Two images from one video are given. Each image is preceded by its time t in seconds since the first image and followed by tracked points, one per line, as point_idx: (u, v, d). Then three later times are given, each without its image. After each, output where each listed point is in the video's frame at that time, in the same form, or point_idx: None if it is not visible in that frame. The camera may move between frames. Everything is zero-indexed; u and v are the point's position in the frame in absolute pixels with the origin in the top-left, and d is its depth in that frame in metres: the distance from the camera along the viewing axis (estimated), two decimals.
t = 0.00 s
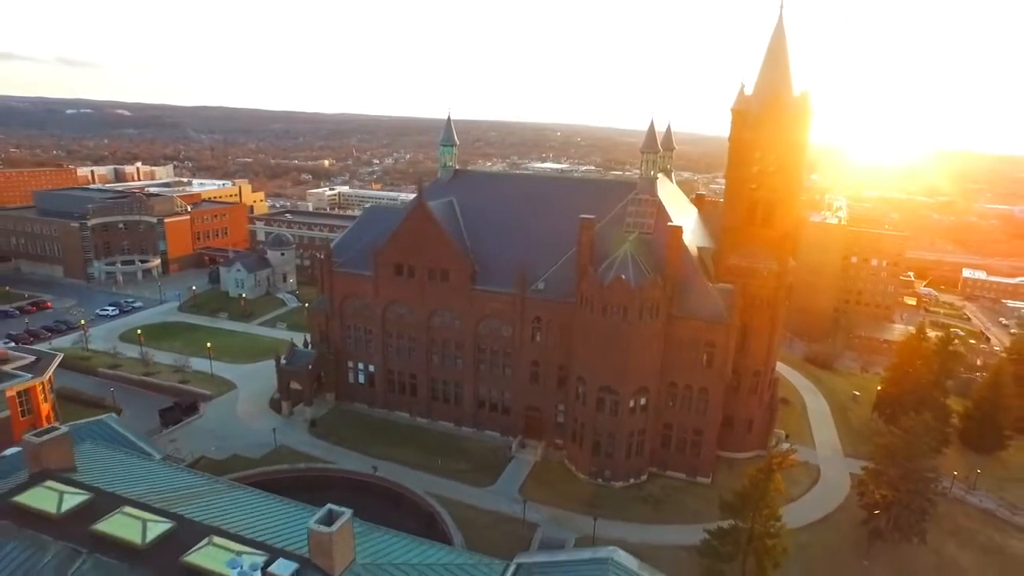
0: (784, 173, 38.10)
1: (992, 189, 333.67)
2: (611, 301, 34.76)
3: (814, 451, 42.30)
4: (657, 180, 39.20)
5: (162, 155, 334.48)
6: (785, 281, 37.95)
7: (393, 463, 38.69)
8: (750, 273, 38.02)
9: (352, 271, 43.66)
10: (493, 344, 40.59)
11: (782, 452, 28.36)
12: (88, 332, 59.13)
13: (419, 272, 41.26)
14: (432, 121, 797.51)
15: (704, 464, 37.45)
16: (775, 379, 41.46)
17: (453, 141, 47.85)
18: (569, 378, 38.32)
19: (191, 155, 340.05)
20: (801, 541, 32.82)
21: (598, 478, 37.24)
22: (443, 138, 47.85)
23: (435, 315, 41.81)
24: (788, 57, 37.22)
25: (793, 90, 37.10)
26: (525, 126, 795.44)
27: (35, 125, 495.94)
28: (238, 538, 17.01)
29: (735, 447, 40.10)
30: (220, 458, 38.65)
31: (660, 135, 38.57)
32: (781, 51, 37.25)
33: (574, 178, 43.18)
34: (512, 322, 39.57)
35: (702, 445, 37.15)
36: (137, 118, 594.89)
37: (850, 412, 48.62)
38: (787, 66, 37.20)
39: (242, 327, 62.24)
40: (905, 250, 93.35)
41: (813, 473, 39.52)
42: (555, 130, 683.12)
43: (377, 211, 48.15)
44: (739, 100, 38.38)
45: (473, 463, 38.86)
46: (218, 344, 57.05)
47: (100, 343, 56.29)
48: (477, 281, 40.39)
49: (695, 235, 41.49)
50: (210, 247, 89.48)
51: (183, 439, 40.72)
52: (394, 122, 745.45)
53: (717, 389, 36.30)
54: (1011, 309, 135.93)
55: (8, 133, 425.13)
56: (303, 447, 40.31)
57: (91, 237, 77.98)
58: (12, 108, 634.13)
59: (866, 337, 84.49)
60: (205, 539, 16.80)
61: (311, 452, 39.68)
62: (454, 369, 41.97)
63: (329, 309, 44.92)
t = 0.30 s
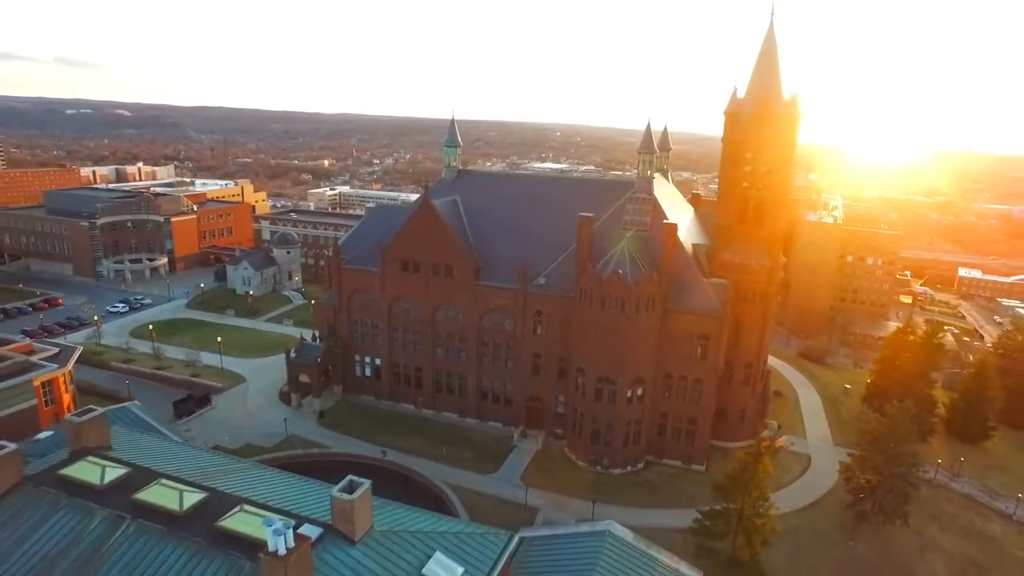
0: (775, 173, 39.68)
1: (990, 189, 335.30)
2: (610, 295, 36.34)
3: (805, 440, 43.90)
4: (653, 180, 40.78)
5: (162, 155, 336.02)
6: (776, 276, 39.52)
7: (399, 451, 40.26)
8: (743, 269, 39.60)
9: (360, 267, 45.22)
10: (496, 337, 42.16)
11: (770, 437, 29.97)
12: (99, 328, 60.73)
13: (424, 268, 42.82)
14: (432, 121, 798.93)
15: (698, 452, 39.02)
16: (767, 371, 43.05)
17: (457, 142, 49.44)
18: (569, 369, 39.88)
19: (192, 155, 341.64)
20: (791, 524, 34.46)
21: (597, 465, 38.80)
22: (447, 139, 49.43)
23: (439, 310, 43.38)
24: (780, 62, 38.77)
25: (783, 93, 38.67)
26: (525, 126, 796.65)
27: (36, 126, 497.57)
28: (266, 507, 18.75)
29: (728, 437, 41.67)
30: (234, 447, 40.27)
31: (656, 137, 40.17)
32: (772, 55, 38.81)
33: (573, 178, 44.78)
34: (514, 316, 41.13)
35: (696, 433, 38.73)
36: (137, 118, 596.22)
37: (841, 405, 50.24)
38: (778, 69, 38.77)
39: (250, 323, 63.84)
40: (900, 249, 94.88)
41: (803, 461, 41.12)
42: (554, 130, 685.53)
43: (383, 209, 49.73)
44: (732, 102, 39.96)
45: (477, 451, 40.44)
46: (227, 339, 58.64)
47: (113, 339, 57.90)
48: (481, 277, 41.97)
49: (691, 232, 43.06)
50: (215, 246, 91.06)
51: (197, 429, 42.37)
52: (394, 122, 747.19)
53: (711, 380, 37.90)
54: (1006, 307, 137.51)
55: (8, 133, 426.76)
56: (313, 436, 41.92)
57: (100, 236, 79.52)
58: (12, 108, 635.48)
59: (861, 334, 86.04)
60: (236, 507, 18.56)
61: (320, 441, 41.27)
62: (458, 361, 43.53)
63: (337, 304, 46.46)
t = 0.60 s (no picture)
0: (766, 172, 41.44)
1: (987, 189, 337.41)
2: (608, 289, 38.08)
3: (796, 430, 45.60)
4: (650, 179, 42.49)
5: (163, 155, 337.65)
6: (768, 271, 41.22)
7: (406, 439, 41.97)
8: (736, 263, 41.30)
9: (367, 264, 46.95)
10: (499, 330, 43.84)
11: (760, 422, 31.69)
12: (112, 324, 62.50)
13: (429, 264, 44.52)
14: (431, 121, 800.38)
15: (693, 440, 40.68)
16: (759, 363, 44.68)
17: (461, 143, 51.06)
18: (569, 361, 41.56)
19: (192, 155, 343.00)
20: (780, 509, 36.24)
21: (596, 453, 40.49)
22: (451, 140, 51.08)
23: (444, 304, 45.06)
24: (771, 65, 40.45)
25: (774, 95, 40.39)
26: (524, 126, 798.26)
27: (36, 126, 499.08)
28: (292, 479, 20.48)
29: (722, 426, 43.34)
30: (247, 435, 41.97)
31: (652, 138, 41.91)
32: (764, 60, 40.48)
33: (573, 177, 46.49)
34: (517, 310, 42.82)
35: (691, 422, 40.39)
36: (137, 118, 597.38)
37: (832, 396, 52.05)
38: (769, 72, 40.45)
39: (258, 319, 65.53)
40: (894, 248, 96.66)
41: (794, 450, 42.83)
42: (554, 130, 686.41)
43: (389, 208, 51.48)
44: (725, 104, 41.67)
45: (480, 440, 42.11)
46: (237, 334, 60.32)
47: (126, 334, 59.65)
48: (484, 272, 43.65)
49: (686, 229, 44.76)
50: (222, 244, 92.74)
51: (211, 419, 44.09)
52: (394, 122, 748.75)
53: (705, 370, 39.58)
54: (1000, 305, 139.30)
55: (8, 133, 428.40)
56: (323, 426, 43.61)
57: (109, 235, 81.14)
58: (12, 108, 637.50)
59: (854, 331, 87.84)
60: (264, 479, 20.32)
61: (330, 430, 42.96)
62: (462, 354, 45.21)
63: (345, 299, 48.13)
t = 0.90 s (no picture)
0: (757, 171, 43.25)
1: (984, 188, 339.26)
2: (606, 283, 39.85)
3: (788, 420, 47.37)
4: (647, 179, 44.25)
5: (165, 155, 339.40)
6: (759, 266, 43.01)
7: (413, 428, 43.75)
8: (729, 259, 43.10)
9: (375, 260, 48.73)
10: (502, 324, 45.59)
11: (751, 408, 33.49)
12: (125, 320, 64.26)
13: (435, 260, 46.29)
14: (431, 121, 801.86)
15: (688, 428, 42.43)
16: (752, 355, 46.42)
17: (464, 143, 52.76)
18: (569, 353, 43.32)
19: (194, 155, 344.73)
20: (771, 493, 38.07)
21: (595, 440, 42.25)
22: (455, 141, 52.77)
23: (449, 299, 46.81)
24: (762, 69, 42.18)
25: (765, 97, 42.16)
26: (524, 126, 799.90)
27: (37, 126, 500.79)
28: (314, 454, 22.26)
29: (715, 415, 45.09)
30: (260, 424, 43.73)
31: (648, 139, 43.74)
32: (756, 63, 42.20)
33: (573, 177, 48.27)
34: (519, 304, 44.57)
35: (686, 411, 42.14)
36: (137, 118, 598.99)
37: (823, 388, 53.90)
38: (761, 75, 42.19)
39: (266, 315, 67.23)
40: (888, 246, 97.38)
41: (786, 439, 44.56)
42: (554, 130, 687.84)
43: (394, 207, 53.28)
44: (719, 106, 43.45)
45: (484, 428, 43.87)
46: (246, 329, 62.06)
47: (138, 329, 61.41)
48: (488, 268, 45.41)
49: (682, 226, 46.54)
50: (228, 243, 94.50)
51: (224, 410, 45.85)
52: (394, 122, 750.43)
53: (699, 361, 41.35)
54: (995, 303, 140.98)
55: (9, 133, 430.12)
56: (332, 415, 45.38)
57: (119, 234, 82.81)
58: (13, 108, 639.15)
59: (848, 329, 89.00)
60: (289, 454, 22.08)
61: (339, 420, 44.72)
62: (466, 346, 46.95)
63: (353, 294, 49.88)
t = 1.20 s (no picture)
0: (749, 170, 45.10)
1: (982, 188, 341.32)
2: (604, 277, 41.72)
3: (780, 410, 49.22)
4: (643, 178, 46.12)
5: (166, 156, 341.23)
6: (751, 262, 44.86)
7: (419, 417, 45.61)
8: (722, 255, 44.98)
9: (381, 256, 50.59)
10: (504, 316, 47.42)
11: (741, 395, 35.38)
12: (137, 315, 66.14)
13: (440, 256, 48.15)
14: (431, 121, 803.27)
15: (683, 417, 44.25)
16: (745, 346, 48.20)
17: (468, 143, 54.57)
18: (569, 344, 45.13)
19: (195, 156, 346.46)
20: (761, 478, 39.97)
21: (593, 428, 44.09)
22: (459, 141, 54.61)
23: (453, 293, 48.65)
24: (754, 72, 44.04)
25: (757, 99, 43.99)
26: (524, 126, 801.64)
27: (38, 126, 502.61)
28: (333, 431, 24.14)
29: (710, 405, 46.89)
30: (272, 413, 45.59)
31: (645, 140, 45.66)
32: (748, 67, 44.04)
33: (574, 176, 50.10)
34: (520, 298, 46.43)
35: (681, 400, 43.95)
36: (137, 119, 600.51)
37: (814, 379, 55.82)
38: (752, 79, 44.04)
39: (274, 311, 69.07)
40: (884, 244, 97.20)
41: (777, 427, 46.41)
42: (554, 130, 690.13)
43: (400, 205, 55.14)
44: (712, 108, 45.31)
45: (487, 417, 45.74)
46: (255, 325, 63.87)
47: (150, 324, 63.26)
48: (491, 263, 47.26)
49: (678, 223, 48.36)
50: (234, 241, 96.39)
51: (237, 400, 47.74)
52: (393, 122, 751.75)
53: (693, 352, 43.15)
54: (989, 301, 142.82)
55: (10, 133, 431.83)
56: (342, 405, 47.23)
57: (128, 232, 84.68)
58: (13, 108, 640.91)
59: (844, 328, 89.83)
60: (310, 431, 23.94)
61: (348, 409, 46.59)
62: (470, 339, 48.77)
63: (360, 289, 51.72)
